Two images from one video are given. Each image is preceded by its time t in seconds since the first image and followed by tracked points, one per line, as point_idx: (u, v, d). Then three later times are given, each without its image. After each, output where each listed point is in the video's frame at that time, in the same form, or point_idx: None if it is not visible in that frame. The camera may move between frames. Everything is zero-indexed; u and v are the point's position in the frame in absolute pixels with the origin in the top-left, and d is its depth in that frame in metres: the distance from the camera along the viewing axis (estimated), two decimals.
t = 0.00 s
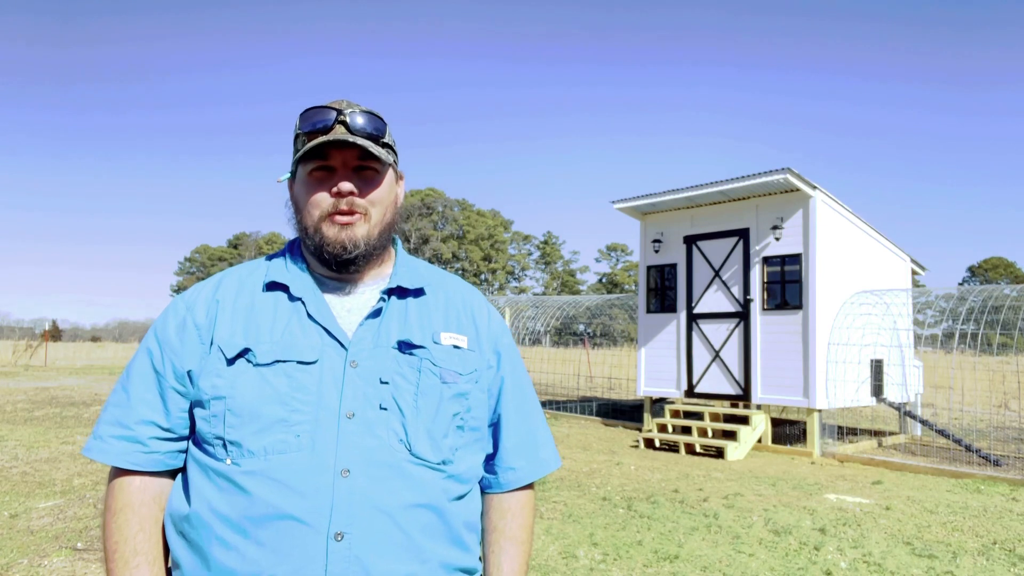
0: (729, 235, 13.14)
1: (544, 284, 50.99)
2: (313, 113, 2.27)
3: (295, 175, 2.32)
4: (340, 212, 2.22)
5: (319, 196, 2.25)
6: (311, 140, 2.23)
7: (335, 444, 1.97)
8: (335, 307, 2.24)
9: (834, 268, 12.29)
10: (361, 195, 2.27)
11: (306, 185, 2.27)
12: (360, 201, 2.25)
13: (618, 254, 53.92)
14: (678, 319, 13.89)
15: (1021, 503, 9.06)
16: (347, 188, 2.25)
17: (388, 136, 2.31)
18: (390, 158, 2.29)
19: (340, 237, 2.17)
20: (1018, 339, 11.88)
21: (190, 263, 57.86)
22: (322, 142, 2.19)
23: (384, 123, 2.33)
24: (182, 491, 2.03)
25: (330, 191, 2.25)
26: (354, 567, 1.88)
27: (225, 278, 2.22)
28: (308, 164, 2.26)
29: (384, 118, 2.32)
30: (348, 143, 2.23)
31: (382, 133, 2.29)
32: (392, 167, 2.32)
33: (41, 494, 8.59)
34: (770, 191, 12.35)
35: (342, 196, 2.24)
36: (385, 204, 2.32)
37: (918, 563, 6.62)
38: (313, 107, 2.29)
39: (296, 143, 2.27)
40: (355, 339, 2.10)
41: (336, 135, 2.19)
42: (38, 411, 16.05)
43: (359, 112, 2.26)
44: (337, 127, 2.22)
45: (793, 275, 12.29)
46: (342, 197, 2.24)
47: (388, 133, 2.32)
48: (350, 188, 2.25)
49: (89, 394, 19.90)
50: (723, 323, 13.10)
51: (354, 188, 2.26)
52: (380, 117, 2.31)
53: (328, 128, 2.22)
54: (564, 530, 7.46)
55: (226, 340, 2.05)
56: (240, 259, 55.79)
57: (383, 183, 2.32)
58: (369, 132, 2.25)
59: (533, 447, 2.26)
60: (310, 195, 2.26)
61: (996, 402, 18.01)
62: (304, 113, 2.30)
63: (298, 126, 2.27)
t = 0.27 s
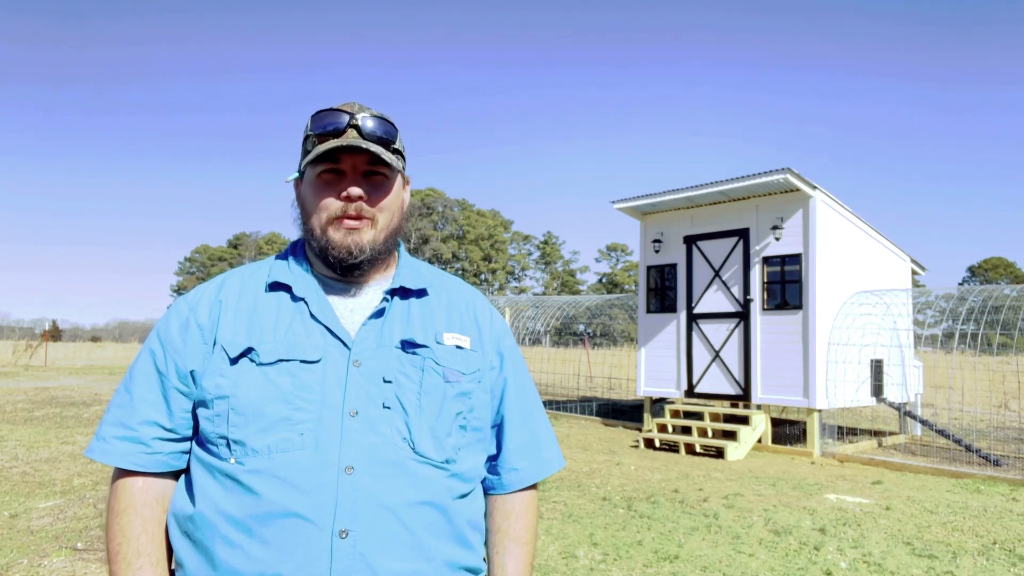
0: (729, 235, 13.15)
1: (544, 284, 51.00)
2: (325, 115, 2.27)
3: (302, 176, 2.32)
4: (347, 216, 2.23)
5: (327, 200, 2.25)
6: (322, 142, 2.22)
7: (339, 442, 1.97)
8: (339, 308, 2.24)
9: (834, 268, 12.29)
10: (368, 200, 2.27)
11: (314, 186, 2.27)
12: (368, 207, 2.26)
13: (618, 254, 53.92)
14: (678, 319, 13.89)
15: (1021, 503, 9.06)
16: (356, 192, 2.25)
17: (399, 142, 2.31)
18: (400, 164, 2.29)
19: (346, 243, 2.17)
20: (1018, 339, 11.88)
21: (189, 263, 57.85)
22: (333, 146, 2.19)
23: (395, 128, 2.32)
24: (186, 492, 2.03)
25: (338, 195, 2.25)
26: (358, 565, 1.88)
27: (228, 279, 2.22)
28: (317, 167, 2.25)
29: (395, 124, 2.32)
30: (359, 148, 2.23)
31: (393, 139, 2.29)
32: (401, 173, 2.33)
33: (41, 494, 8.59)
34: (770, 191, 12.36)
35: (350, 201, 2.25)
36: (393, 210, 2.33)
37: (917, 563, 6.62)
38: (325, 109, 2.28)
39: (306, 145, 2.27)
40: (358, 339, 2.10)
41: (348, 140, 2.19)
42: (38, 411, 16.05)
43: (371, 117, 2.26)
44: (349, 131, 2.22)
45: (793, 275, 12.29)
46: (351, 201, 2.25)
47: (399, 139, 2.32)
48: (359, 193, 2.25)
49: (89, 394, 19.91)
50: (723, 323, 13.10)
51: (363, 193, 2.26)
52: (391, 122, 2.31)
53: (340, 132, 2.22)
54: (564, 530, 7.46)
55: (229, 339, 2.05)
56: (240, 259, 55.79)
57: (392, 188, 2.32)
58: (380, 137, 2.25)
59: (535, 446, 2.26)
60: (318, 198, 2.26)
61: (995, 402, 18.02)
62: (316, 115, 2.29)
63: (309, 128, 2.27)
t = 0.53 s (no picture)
0: (729, 235, 13.15)
1: (544, 284, 50.99)
2: (325, 115, 2.27)
3: (302, 176, 2.32)
4: (348, 216, 2.23)
5: (327, 199, 2.25)
6: (322, 142, 2.22)
7: (341, 441, 1.97)
8: (339, 308, 2.24)
9: (834, 268, 12.29)
10: (369, 199, 2.27)
11: (314, 186, 2.27)
12: (368, 206, 2.26)
13: (618, 254, 53.90)
14: (678, 319, 13.89)
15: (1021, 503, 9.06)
16: (357, 191, 2.25)
17: (399, 142, 2.31)
18: (400, 163, 2.29)
19: (346, 243, 2.17)
20: (1019, 339, 11.88)
21: (189, 263, 57.82)
22: (333, 145, 2.19)
23: (395, 128, 2.32)
24: (187, 493, 2.03)
25: (338, 194, 2.25)
26: (362, 564, 1.88)
27: (228, 281, 2.22)
28: (317, 166, 2.25)
29: (395, 123, 2.32)
30: (359, 147, 2.23)
31: (393, 138, 2.29)
32: (401, 172, 2.33)
33: (41, 494, 8.58)
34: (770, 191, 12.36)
35: (351, 199, 2.25)
36: (393, 209, 2.33)
37: (918, 563, 6.62)
38: (324, 109, 2.28)
39: (305, 144, 2.26)
40: (360, 338, 2.10)
41: (348, 139, 2.19)
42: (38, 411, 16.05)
43: (370, 116, 2.26)
44: (348, 130, 2.22)
45: (793, 275, 12.29)
46: (351, 200, 2.25)
47: (399, 139, 2.32)
48: (359, 192, 2.25)
49: (89, 394, 19.91)
50: (723, 323, 13.10)
51: (363, 191, 2.26)
52: (390, 122, 2.31)
53: (339, 131, 2.22)
54: (564, 530, 7.46)
55: (230, 340, 2.05)
56: (240, 259, 55.78)
57: (392, 187, 2.32)
58: (380, 136, 2.25)
59: (537, 446, 2.26)
60: (317, 198, 2.26)
61: (996, 402, 18.03)
62: (315, 115, 2.29)
63: (309, 128, 2.27)
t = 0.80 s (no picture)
0: (729, 235, 13.15)
1: (544, 284, 50.99)
2: (318, 116, 2.28)
3: (299, 178, 2.33)
4: (345, 212, 2.22)
5: (324, 198, 2.25)
6: (317, 143, 2.23)
7: (341, 440, 1.97)
8: (339, 307, 2.24)
9: (834, 268, 12.29)
10: (366, 196, 2.27)
11: (311, 186, 2.27)
12: (365, 202, 2.25)
13: (618, 254, 53.89)
14: (678, 319, 13.89)
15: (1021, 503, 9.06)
16: (353, 188, 2.25)
17: (393, 140, 2.31)
18: (395, 160, 2.29)
19: (345, 237, 2.17)
20: (1018, 339, 11.88)
21: (189, 263, 57.83)
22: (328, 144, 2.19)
23: (389, 126, 2.33)
24: (186, 493, 2.03)
25: (335, 192, 2.25)
26: (361, 562, 1.88)
27: (228, 280, 2.22)
28: (313, 167, 2.26)
29: (388, 122, 2.32)
30: (353, 145, 2.23)
31: (387, 136, 2.29)
32: (397, 169, 2.33)
33: (41, 494, 8.59)
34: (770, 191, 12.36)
35: (347, 197, 2.24)
36: (390, 206, 2.32)
37: (918, 563, 6.62)
38: (318, 111, 2.29)
39: (300, 147, 2.27)
40: (359, 338, 2.10)
41: (342, 137, 2.19)
42: (38, 411, 16.06)
43: (364, 116, 2.27)
44: (342, 129, 2.22)
45: (793, 275, 12.29)
46: (348, 198, 2.24)
47: (392, 137, 2.32)
48: (355, 189, 2.25)
49: (89, 394, 19.91)
50: (723, 323, 13.10)
51: (359, 188, 2.26)
52: (384, 120, 2.31)
53: (333, 131, 2.22)
54: (564, 530, 7.47)
55: (230, 339, 2.05)
56: (240, 259, 55.80)
57: (388, 184, 2.32)
58: (374, 135, 2.26)
59: (536, 445, 2.26)
60: (314, 197, 2.26)
61: (995, 403, 18.03)
62: (309, 117, 2.30)
63: (303, 130, 2.28)
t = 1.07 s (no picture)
0: (729, 235, 13.14)
1: (545, 284, 51.00)
2: (313, 120, 2.28)
3: (296, 182, 2.34)
4: (340, 214, 2.22)
5: (320, 201, 2.26)
6: (311, 146, 2.24)
7: (340, 434, 1.97)
8: (338, 305, 2.24)
9: (834, 268, 12.29)
10: (361, 198, 2.27)
11: (307, 190, 2.29)
12: (360, 204, 2.25)
13: (618, 254, 53.86)
14: (678, 319, 13.89)
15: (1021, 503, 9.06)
16: (347, 190, 2.25)
17: (388, 141, 2.31)
18: (390, 162, 2.29)
19: (341, 239, 2.17)
20: (1018, 339, 11.88)
21: (190, 263, 57.85)
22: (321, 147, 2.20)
23: (384, 128, 2.33)
24: (186, 489, 2.03)
25: (330, 194, 2.26)
26: (359, 556, 1.88)
27: (229, 278, 2.23)
28: (309, 170, 2.27)
29: (383, 124, 2.32)
30: (347, 148, 2.24)
31: (382, 139, 2.29)
32: (392, 171, 2.33)
33: (41, 494, 8.59)
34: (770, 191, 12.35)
35: (342, 199, 2.25)
36: (386, 207, 2.32)
37: (918, 563, 6.62)
38: (313, 115, 2.30)
39: (296, 150, 2.29)
40: (359, 334, 2.10)
41: (335, 140, 2.20)
42: (38, 411, 16.06)
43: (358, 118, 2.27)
44: (336, 133, 2.23)
45: (793, 275, 12.29)
46: (342, 199, 2.25)
47: (387, 139, 2.32)
48: (350, 191, 2.25)
49: (89, 394, 19.91)
50: (723, 323, 13.10)
51: (353, 190, 2.26)
52: (379, 122, 2.31)
53: (326, 134, 2.23)
54: (564, 530, 7.47)
55: (230, 334, 2.05)
56: (240, 259, 55.82)
57: (383, 186, 2.32)
58: (368, 137, 2.26)
59: (535, 442, 2.26)
60: (310, 200, 2.27)
61: (995, 403, 18.03)
62: (305, 120, 2.31)
63: (299, 133, 2.28)
